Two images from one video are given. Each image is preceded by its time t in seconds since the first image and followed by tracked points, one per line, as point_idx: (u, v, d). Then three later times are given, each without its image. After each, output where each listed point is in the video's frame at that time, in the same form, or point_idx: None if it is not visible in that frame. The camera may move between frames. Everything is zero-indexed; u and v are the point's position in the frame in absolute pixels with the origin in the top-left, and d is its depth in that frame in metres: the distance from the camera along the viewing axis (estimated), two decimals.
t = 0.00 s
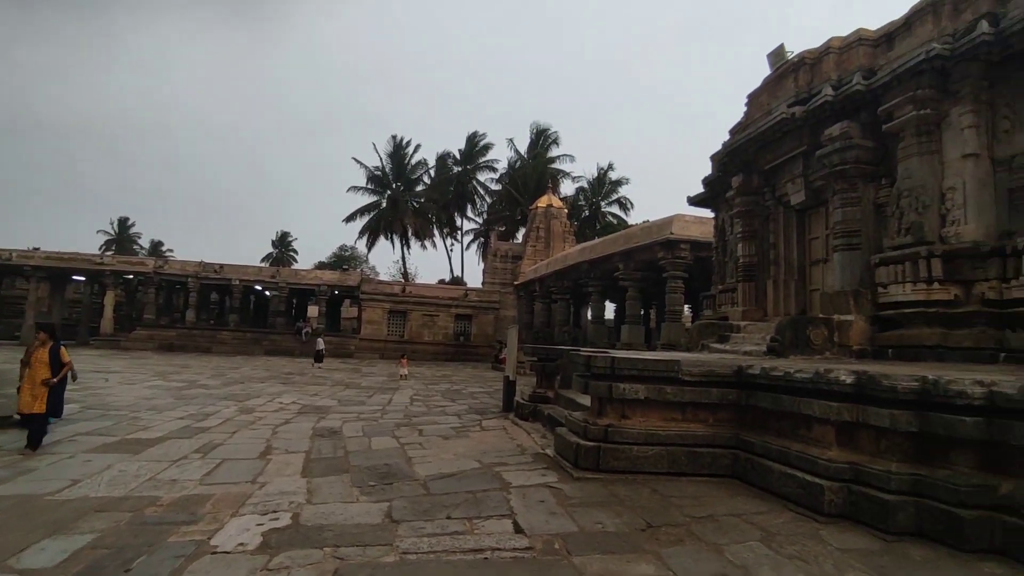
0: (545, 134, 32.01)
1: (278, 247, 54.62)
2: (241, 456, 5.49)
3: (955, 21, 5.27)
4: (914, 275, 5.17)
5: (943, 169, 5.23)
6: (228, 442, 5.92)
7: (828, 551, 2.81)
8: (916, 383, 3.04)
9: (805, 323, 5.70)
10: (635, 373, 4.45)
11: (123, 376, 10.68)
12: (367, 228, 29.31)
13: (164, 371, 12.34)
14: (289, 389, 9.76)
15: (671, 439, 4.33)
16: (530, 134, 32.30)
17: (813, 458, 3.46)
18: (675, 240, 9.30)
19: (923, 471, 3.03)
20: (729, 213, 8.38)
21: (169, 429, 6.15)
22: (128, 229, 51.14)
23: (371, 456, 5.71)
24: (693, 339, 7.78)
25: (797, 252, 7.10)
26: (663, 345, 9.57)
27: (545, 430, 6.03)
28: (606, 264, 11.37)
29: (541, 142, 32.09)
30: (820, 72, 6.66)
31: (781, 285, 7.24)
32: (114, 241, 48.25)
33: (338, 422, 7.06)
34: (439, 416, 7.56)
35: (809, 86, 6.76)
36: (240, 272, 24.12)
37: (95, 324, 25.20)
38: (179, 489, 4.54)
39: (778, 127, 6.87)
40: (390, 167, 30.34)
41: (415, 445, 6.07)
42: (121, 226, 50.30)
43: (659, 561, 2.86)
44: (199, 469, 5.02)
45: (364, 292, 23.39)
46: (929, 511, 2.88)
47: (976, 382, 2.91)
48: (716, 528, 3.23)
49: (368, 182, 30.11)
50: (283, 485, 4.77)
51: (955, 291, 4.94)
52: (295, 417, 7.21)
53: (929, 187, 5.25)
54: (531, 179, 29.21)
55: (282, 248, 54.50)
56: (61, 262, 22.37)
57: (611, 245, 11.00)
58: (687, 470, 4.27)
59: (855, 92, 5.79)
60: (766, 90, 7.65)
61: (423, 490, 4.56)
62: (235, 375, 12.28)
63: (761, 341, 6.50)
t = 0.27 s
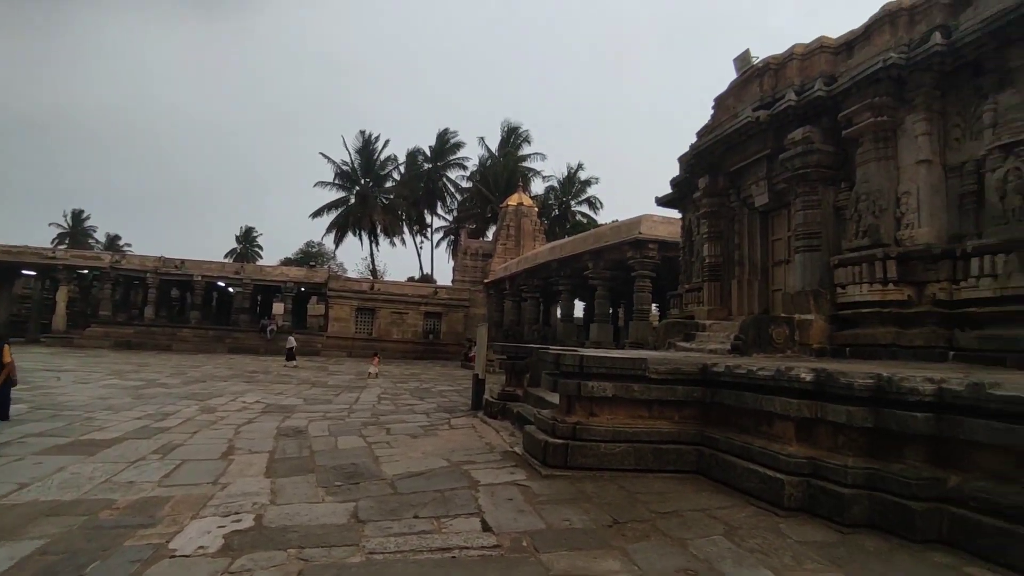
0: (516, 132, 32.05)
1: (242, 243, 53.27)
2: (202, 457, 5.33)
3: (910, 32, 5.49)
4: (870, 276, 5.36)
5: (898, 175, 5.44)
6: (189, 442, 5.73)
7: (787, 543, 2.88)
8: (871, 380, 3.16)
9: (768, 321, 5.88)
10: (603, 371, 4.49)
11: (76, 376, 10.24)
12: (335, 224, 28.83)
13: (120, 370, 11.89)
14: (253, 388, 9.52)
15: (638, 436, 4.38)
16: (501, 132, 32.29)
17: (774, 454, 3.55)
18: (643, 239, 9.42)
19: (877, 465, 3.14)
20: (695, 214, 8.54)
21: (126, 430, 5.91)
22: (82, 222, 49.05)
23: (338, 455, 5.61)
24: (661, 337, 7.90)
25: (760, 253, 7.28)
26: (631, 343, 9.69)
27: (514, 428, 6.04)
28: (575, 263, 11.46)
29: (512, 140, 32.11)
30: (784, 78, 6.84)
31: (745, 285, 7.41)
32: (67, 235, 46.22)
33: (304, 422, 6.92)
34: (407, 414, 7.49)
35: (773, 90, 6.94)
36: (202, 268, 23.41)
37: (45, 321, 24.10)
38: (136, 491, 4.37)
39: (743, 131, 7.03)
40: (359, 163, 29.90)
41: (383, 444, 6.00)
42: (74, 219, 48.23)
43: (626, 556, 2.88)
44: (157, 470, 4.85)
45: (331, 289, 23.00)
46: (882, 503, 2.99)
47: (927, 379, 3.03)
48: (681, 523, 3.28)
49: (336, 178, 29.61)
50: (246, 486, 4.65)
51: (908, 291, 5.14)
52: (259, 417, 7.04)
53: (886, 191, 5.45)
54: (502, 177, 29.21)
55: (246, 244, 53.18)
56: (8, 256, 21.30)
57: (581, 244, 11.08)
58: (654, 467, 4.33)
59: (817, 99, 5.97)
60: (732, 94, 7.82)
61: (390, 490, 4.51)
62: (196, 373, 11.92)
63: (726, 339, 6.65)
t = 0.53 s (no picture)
0: (487, 130, 31.96)
1: (204, 238, 51.76)
2: (160, 458, 5.13)
3: (870, 41, 5.67)
4: (832, 277, 5.53)
5: (858, 179, 5.61)
6: (146, 443, 5.51)
7: (750, 538, 2.94)
8: (831, 378, 3.25)
9: (733, 320, 5.97)
10: (573, 369, 4.51)
11: (25, 374, 9.75)
12: (302, 219, 28.24)
13: (73, 368, 11.38)
14: (215, 386, 9.23)
15: (607, 433, 4.41)
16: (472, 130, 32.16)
17: (738, 450, 3.62)
18: (613, 239, 9.51)
19: (836, 461, 3.24)
20: (664, 215, 8.66)
21: (78, 430, 5.65)
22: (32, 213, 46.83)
23: (303, 455, 5.49)
24: (629, 335, 7.99)
25: (726, 254, 7.43)
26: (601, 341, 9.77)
27: (483, 427, 6.01)
28: (546, 262, 11.49)
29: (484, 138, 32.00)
30: (751, 82, 6.99)
31: (711, 285, 7.56)
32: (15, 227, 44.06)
33: (269, 421, 6.75)
34: (375, 413, 7.38)
35: (740, 94, 7.09)
36: (161, 263, 22.61)
37: None
38: (88, 495, 4.18)
39: (711, 133, 7.16)
40: (327, 157, 29.37)
41: (350, 444, 5.89)
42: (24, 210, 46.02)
43: (594, 554, 2.90)
44: (111, 472, 4.65)
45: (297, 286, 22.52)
46: (841, 498, 3.08)
47: (884, 377, 3.14)
48: (648, 520, 3.32)
49: (303, 172, 29.00)
50: (207, 488, 4.50)
51: (867, 292, 5.32)
52: (221, 416, 6.82)
53: (846, 194, 5.62)
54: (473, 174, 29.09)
55: (209, 239, 51.69)
56: None
57: (551, 242, 11.12)
58: (622, 464, 4.37)
59: (782, 103, 6.12)
60: (701, 97, 7.96)
61: (357, 490, 4.43)
62: (154, 372, 11.50)
63: (693, 338, 6.76)
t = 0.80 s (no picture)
0: (460, 127, 31.77)
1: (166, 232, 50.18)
2: (115, 460, 4.92)
3: (835, 48, 5.83)
4: (796, 278, 5.67)
5: (822, 183, 5.76)
6: (100, 444, 5.28)
7: (715, 534, 2.98)
8: (794, 376, 3.32)
9: (701, 321, 6.12)
10: (542, 368, 4.50)
11: None
12: (268, 214, 27.59)
13: (22, 366, 10.86)
14: (175, 385, 8.93)
15: (576, 432, 4.42)
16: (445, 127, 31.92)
17: (705, 448, 3.67)
18: (584, 238, 9.56)
19: (799, 457, 3.31)
20: (634, 214, 8.75)
21: (26, 431, 5.38)
22: None
23: (267, 456, 5.34)
24: (600, 334, 8.04)
25: (695, 254, 7.54)
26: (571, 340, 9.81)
27: (453, 426, 5.96)
28: (518, 260, 11.48)
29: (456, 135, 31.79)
30: (719, 86, 7.11)
31: (680, 285, 7.66)
32: None
33: (232, 421, 6.55)
34: (343, 412, 7.25)
35: (709, 97, 7.20)
36: (120, 257, 21.78)
37: None
38: (36, 499, 3.97)
39: (681, 134, 7.25)
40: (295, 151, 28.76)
41: (316, 444, 5.76)
42: None
43: (562, 552, 2.89)
44: (62, 475, 4.44)
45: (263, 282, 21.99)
46: (803, 494, 3.15)
47: (845, 376, 3.22)
48: (616, 518, 3.33)
49: (270, 166, 28.34)
50: (164, 490, 4.33)
51: (829, 293, 5.47)
52: (181, 416, 6.59)
53: (810, 198, 5.77)
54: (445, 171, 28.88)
55: (171, 233, 50.15)
56: None
57: (523, 241, 11.12)
58: (591, 463, 4.38)
59: (750, 107, 6.24)
60: (671, 98, 8.06)
61: (322, 491, 4.33)
62: (111, 370, 11.07)
63: (661, 336, 6.85)
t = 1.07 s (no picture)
0: (432, 125, 31.55)
1: (126, 227, 48.55)
2: (67, 464, 4.71)
3: (801, 54, 5.97)
4: (762, 279, 5.78)
5: (788, 186, 5.89)
6: (51, 448, 5.05)
7: (683, 533, 3.01)
8: (760, 375, 3.37)
9: (671, 320, 6.17)
10: (513, 367, 4.48)
11: None
12: (234, 210, 26.91)
13: None
14: (134, 386, 8.61)
15: (547, 432, 4.41)
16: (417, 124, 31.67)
17: (674, 447, 3.70)
18: (556, 238, 9.59)
19: (764, 455, 3.36)
20: (606, 215, 8.81)
21: None
22: None
23: (230, 458, 5.19)
24: (571, 334, 8.07)
25: (666, 254, 7.63)
26: (543, 339, 9.82)
27: (423, 426, 5.90)
28: (490, 260, 11.44)
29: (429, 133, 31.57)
30: (690, 89, 7.22)
31: (651, 284, 7.75)
32: None
33: (194, 423, 6.35)
34: (310, 413, 7.10)
35: (680, 99, 7.30)
36: (77, 253, 20.93)
37: None
38: None
39: (653, 136, 7.33)
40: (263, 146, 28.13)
41: (282, 446, 5.62)
42: None
43: (532, 553, 2.88)
44: (9, 481, 4.22)
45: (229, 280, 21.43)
46: (768, 491, 3.21)
47: (808, 375, 3.29)
48: (586, 517, 3.33)
49: (236, 162, 27.63)
50: (121, 495, 4.16)
51: (794, 294, 5.61)
52: (140, 418, 6.35)
53: (776, 200, 5.90)
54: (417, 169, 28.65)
55: (132, 229, 48.56)
56: None
57: (495, 240, 11.10)
58: (562, 462, 4.38)
59: (720, 111, 6.36)
60: (642, 100, 8.14)
61: (287, 494, 4.23)
62: (66, 370, 10.63)
63: (632, 336, 6.92)
